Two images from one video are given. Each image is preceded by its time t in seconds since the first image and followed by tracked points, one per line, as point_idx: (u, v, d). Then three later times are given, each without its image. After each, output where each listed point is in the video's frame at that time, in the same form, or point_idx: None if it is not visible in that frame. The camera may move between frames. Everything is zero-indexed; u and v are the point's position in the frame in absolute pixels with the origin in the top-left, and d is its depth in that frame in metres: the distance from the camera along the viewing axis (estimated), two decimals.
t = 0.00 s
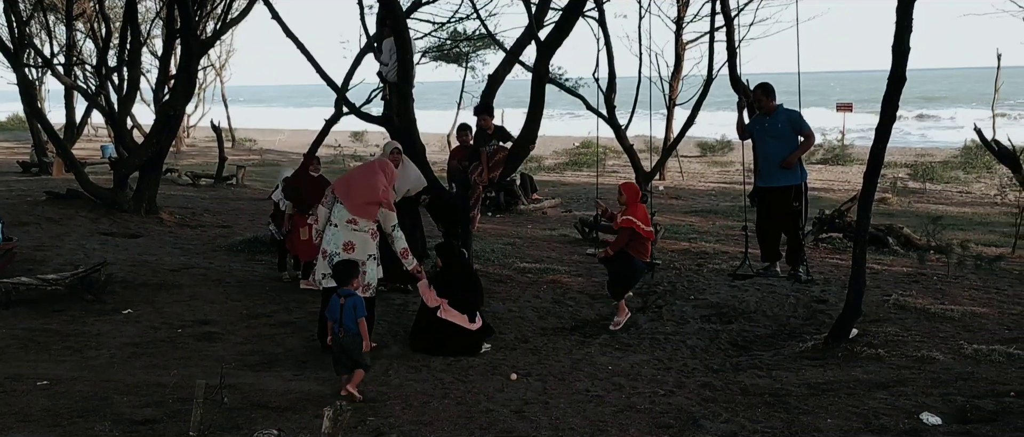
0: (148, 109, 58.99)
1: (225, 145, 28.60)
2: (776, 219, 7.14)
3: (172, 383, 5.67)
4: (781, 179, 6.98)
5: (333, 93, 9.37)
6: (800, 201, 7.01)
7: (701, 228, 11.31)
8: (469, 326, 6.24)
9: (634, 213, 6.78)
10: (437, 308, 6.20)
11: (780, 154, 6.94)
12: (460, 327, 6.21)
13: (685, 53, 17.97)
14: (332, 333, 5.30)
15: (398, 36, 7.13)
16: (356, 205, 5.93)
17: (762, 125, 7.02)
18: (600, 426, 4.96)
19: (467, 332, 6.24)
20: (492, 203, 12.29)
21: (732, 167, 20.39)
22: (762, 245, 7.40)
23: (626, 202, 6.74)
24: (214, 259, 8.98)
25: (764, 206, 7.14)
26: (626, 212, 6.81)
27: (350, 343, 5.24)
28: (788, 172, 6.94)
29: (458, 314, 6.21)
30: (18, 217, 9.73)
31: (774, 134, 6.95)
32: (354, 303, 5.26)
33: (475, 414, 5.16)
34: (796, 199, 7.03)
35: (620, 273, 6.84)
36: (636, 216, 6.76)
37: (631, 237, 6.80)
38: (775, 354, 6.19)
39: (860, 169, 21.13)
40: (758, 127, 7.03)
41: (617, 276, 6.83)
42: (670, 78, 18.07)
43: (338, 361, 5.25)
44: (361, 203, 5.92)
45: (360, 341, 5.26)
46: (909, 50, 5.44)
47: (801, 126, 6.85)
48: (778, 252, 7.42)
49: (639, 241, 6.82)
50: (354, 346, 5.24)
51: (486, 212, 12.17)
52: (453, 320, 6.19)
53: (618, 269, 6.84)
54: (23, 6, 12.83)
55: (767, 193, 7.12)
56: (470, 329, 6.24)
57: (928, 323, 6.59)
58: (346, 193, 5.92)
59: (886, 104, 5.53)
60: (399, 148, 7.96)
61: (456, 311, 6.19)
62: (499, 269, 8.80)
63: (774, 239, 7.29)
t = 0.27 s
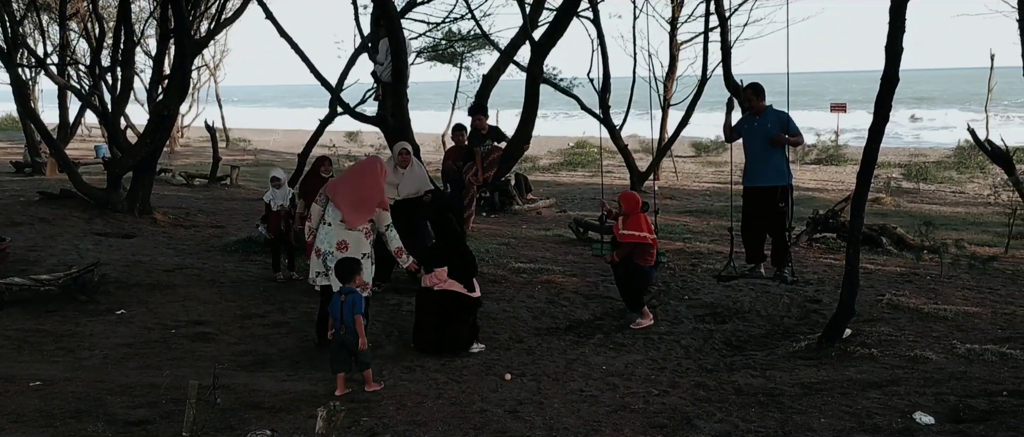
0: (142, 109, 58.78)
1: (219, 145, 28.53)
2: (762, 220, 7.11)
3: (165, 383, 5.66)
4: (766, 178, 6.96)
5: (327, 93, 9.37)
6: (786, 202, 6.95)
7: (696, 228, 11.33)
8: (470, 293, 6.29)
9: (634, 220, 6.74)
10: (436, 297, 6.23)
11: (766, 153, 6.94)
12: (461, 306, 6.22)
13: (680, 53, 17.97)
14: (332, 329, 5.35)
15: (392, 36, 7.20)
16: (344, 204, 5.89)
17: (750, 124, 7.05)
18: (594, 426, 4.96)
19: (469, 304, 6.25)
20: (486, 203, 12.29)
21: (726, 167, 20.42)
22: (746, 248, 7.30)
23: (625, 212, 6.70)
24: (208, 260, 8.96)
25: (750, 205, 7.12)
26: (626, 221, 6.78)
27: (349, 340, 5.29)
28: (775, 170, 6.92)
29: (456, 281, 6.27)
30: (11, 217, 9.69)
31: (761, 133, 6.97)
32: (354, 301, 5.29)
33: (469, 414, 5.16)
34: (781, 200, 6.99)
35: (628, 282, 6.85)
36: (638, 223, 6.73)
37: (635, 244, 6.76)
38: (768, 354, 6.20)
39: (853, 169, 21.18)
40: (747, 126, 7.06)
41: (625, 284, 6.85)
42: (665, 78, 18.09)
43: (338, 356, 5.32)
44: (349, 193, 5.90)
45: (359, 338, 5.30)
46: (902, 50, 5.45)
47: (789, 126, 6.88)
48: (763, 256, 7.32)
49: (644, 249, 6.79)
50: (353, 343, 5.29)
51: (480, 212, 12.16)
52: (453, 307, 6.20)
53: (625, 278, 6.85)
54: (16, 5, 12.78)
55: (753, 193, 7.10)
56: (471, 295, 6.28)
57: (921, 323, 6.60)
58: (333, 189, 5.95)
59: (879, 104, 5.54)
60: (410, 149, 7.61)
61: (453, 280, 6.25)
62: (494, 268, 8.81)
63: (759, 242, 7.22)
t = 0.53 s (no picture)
0: (141, 109, 58.73)
1: (218, 146, 28.52)
2: (750, 217, 7.12)
3: (165, 384, 5.66)
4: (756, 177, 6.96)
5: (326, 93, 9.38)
6: (774, 201, 7.00)
7: (694, 228, 11.33)
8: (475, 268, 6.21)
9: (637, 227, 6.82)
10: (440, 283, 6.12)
11: (758, 152, 6.92)
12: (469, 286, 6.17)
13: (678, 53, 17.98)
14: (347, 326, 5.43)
15: (391, 36, 7.22)
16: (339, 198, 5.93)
17: (744, 124, 7.01)
18: (593, 426, 4.96)
19: (476, 281, 6.19)
20: (485, 203, 12.29)
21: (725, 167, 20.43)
22: (731, 246, 7.27)
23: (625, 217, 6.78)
24: (207, 260, 8.96)
25: (737, 202, 7.12)
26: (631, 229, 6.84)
27: (364, 339, 5.35)
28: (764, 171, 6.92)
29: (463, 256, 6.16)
30: (9, 218, 9.69)
31: (754, 132, 6.94)
32: (367, 300, 5.34)
33: (468, 414, 5.17)
34: (769, 199, 7.02)
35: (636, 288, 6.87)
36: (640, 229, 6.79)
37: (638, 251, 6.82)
38: (767, 354, 6.21)
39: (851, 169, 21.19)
40: (741, 125, 7.01)
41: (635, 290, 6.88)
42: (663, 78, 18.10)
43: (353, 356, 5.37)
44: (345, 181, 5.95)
45: (373, 337, 5.36)
46: (899, 49, 5.46)
47: (781, 126, 6.88)
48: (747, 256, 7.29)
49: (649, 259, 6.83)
50: (368, 342, 5.35)
51: (478, 212, 12.16)
52: (460, 293, 6.15)
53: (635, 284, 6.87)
54: (14, 5, 12.77)
55: (740, 191, 7.10)
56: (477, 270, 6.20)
57: (920, 322, 6.61)
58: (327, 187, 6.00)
59: (877, 104, 5.54)
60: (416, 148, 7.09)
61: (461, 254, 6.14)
62: (493, 269, 8.81)
63: (744, 240, 7.22)
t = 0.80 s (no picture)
0: (140, 109, 58.70)
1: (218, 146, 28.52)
2: (738, 216, 7.05)
3: (167, 384, 5.66)
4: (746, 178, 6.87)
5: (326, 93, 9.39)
6: (763, 202, 6.93)
7: (695, 228, 11.34)
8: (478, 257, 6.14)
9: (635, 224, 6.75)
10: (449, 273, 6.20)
11: (750, 153, 6.83)
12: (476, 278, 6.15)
13: (679, 52, 17.98)
14: (356, 324, 5.54)
15: (392, 36, 7.24)
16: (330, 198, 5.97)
17: (741, 126, 6.91)
18: (595, 425, 4.97)
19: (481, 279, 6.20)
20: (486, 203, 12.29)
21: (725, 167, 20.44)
22: (716, 244, 7.21)
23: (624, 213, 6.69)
24: (208, 260, 8.96)
25: (727, 201, 7.05)
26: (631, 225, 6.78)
27: (375, 336, 5.44)
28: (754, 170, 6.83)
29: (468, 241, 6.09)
30: (10, 218, 9.69)
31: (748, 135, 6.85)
32: (377, 298, 5.46)
33: (470, 414, 5.17)
34: (759, 200, 6.94)
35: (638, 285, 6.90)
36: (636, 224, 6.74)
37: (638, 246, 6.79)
38: (769, 353, 6.21)
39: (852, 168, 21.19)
40: (737, 128, 6.91)
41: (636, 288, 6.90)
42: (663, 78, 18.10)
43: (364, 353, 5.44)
44: (330, 174, 5.99)
45: (383, 335, 5.46)
46: (901, 49, 5.47)
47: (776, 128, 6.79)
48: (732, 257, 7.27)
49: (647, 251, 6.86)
50: (378, 339, 5.44)
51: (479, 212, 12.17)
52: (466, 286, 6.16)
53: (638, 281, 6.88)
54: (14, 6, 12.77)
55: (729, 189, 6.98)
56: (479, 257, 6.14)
57: (921, 322, 6.62)
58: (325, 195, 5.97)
59: (879, 104, 5.55)
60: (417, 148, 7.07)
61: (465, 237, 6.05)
62: (494, 269, 8.81)
63: (730, 239, 7.14)
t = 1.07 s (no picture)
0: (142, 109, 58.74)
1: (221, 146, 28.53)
2: (731, 217, 7.04)
3: (172, 384, 5.67)
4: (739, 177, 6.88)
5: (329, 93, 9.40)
6: (757, 202, 6.91)
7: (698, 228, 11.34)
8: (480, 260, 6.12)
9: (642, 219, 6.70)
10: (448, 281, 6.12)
11: (744, 152, 6.84)
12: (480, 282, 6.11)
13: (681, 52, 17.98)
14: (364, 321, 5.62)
15: (396, 36, 7.26)
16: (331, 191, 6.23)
17: (737, 127, 6.91)
18: (600, 426, 4.98)
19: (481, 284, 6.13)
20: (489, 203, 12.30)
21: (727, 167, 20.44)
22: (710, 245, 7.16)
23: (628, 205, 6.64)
24: (212, 260, 8.97)
25: (719, 200, 7.02)
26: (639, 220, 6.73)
27: (384, 334, 5.54)
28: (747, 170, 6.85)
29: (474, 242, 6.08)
30: (14, 218, 9.70)
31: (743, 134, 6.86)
32: (387, 297, 5.54)
33: (475, 414, 5.18)
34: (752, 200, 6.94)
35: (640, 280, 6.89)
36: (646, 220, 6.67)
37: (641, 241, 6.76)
38: (773, 354, 6.22)
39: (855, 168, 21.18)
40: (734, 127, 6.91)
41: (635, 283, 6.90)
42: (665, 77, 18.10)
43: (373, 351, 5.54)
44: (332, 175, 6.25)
45: (391, 332, 5.57)
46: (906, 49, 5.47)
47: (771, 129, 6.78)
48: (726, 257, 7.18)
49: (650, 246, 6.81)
50: (387, 337, 5.55)
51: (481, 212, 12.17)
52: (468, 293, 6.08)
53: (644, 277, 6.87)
54: (17, 6, 12.77)
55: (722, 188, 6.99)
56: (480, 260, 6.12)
57: (926, 322, 6.62)
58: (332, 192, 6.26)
59: (883, 104, 5.55)
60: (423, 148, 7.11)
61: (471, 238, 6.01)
62: (497, 269, 8.82)
63: (724, 240, 7.09)
